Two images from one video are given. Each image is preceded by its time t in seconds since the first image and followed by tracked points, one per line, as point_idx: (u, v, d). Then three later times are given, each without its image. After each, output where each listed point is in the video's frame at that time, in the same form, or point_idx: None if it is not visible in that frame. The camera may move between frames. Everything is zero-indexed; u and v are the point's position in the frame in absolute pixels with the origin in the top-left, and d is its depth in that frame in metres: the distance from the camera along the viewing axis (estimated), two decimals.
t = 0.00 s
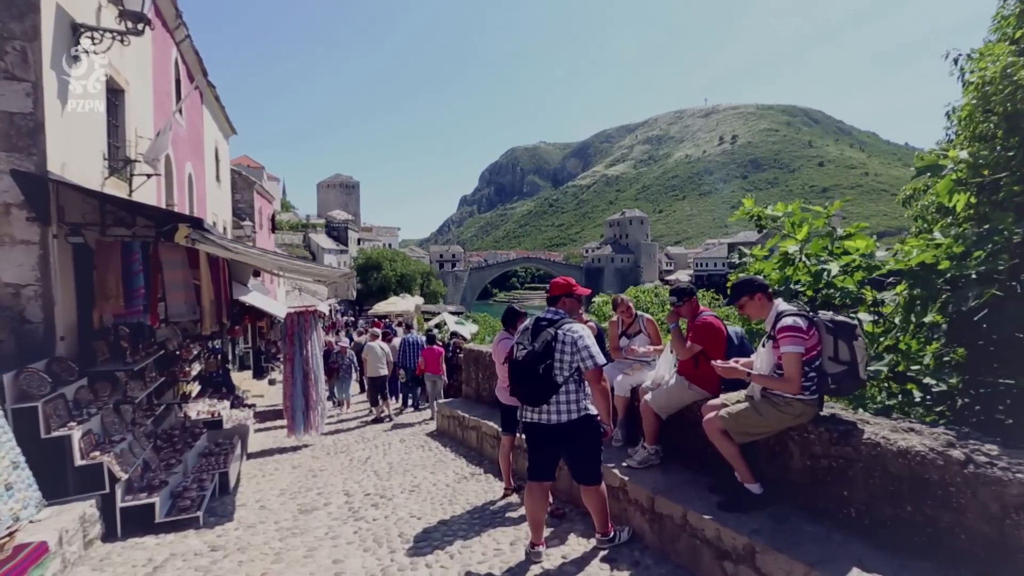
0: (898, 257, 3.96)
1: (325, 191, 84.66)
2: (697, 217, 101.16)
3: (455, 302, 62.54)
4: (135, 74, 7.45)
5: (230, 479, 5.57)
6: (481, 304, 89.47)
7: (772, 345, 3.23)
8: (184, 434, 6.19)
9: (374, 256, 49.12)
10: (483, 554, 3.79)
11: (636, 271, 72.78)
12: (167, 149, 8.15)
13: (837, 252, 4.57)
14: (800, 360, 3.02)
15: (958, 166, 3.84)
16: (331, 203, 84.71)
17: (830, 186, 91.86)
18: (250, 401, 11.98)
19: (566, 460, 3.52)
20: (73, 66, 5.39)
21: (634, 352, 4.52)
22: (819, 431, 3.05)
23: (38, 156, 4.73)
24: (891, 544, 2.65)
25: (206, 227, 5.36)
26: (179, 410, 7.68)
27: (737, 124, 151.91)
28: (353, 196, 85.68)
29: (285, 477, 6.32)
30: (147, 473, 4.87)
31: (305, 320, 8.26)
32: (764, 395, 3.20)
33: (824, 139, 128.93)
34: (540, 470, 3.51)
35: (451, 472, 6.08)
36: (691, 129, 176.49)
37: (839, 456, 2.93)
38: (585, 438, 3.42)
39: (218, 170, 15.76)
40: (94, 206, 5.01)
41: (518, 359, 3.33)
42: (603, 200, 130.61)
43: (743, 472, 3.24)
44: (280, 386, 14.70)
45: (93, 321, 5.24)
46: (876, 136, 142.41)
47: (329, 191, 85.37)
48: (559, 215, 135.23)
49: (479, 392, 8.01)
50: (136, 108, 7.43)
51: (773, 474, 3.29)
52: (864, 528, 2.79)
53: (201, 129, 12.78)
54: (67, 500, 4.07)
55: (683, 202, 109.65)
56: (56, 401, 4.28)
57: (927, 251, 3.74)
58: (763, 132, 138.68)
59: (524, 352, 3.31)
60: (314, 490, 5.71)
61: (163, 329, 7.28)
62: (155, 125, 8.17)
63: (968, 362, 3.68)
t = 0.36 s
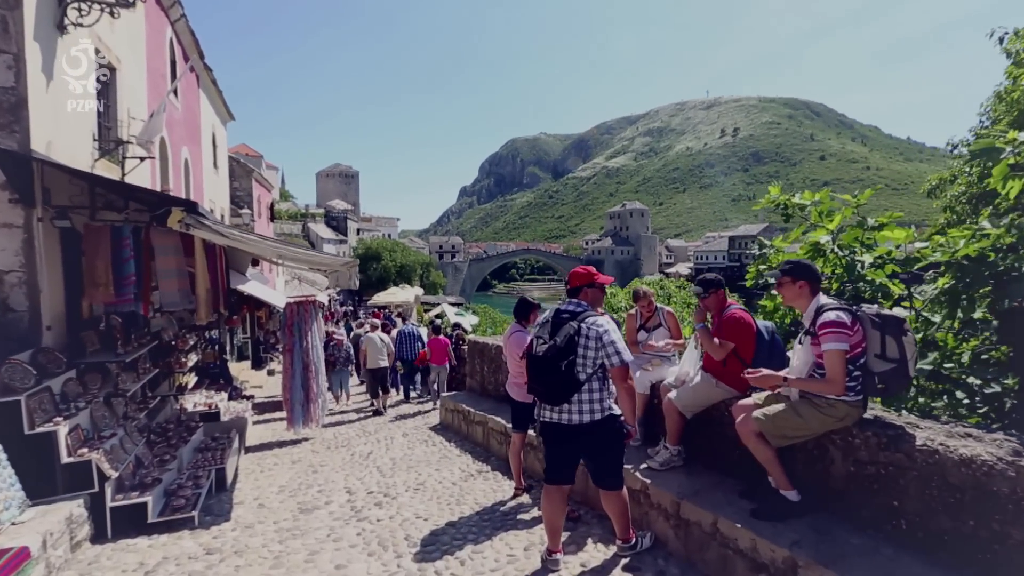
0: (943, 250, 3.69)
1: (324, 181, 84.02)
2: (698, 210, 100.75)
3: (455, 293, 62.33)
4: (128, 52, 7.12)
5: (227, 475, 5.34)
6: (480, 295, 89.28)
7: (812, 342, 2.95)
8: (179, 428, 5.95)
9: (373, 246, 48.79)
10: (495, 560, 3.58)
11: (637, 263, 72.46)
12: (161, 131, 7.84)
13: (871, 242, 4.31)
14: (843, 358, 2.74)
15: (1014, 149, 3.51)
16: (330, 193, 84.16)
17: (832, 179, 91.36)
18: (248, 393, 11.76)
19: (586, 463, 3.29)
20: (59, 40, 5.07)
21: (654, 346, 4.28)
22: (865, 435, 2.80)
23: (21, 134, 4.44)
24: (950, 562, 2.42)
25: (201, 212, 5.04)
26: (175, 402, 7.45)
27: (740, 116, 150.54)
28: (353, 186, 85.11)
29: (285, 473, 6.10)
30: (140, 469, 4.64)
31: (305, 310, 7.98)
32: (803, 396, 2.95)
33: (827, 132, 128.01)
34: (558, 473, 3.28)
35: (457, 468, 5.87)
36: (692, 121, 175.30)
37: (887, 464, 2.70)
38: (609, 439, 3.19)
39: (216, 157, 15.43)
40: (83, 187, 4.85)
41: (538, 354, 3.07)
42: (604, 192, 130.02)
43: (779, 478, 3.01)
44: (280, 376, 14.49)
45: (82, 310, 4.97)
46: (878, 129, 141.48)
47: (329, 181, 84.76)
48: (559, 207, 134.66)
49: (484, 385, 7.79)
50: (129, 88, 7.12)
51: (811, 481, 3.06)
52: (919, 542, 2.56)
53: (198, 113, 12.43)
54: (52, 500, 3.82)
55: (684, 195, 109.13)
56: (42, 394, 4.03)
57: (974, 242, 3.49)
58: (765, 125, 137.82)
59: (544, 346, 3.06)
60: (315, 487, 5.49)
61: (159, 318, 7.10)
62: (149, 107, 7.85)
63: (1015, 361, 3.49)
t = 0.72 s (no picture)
0: (987, 238, 3.51)
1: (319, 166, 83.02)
2: (696, 197, 100.27)
3: (451, 280, 62.03)
4: (111, 26, 6.75)
5: (220, 471, 5.12)
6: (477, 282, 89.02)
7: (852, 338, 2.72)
8: (170, 421, 5.72)
9: (370, 232, 48.33)
10: (504, 566, 3.38)
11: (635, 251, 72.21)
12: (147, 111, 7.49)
13: (902, 230, 4.09)
14: (888, 358, 2.51)
15: None
16: (326, 179, 83.23)
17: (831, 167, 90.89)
18: (243, 382, 11.53)
19: (601, 466, 3.07)
20: (31, 8, 4.71)
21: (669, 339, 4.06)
22: (907, 439, 2.59)
23: None
24: None
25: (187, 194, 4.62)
26: (166, 394, 7.22)
27: (739, 103, 149.46)
28: (348, 172, 84.18)
29: (280, 468, 5.89)
30: (127, 467, 4.41)
31: (301, 299, 7.72)
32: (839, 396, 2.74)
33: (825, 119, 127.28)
34: (571, 477, 3.06)
35: (459, 463, 5.67)
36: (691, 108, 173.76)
37: (932, 470, 2.49)
38: (627, 442, 2.97)
39: (208, 140, 15.01)
40: (60, 167, 4.52)
41: (551, 350, 2.86)
42: (601, 179, 129.26)
43: (811, 483, 2.80)
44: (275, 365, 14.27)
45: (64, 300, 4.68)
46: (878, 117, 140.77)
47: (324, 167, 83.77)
48: (556, 194, 133.88)
49: (485, 376, 7.59)
50: (112, 64, 6.76)
51: (843, 485, 2.86)
52: (968, 556, 2.35)
53: (188, 94, 12.00)
54: (32, 502, 3.58)
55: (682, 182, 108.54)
56: (18, 389, 3.77)
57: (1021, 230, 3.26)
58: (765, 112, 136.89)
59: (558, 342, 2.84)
60: (312, 483, 5.29)
61: (149, 307, 6.89)
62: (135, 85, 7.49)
63: None
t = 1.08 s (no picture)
0: None
1: (312, 151, 81.74)
2: (693, 183, 99.73)
3: (447, 267, 61.57)
4: None
5: (207, 471, 4.85)
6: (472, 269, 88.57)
7: (899, 336, 2.47)
8: (154, 417, 5.44)
9: (364, 219, 47.73)
10: None
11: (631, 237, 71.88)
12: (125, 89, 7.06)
13: (934, 216, 3.84)
14: (943, 360, 2.27)
15: None
16: (319, 164, 82.06)
17: (827, 153, 90.35)
18: (235, 373, 11.23)
19: (615, 472, 2.82)
20: None
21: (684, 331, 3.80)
22: (957, 446, 2.35)
23: None
24: None
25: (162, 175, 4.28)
26: (152, 387, 6.93)
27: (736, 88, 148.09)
28: (342, 157, 83.01)
29: (272, 465, 5.64)
30: (105, 470, 4.13)
31: (292, 287, 7.40)
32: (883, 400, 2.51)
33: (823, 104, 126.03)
34: (583, 483, 2.81)
35: (459, 460, 5.43)
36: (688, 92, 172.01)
37: (987, 481, 2.25)
38: (645, 446, 2.71)
39: (194, 122, 14.49)
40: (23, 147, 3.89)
41: (565, 348, 2.56)
42: (597, 164, 128.24)
43: (848, 491, 2.56)
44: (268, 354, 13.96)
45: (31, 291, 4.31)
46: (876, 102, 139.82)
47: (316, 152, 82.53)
48: (552, 180, 132.84)
49: (484, 367, 7.33)
50: (85, 37, 6.33)
51: (881, 493, 2.62)
52: None
53: (171, 73, 11.49)
54: None
55: (678, 168, 107.84)
56: None
57: None
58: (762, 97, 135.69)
59: (573, 340, 2.53)
60: (304, 482, 5.03)
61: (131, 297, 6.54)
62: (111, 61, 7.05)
63: None
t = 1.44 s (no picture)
0: None
1: (306, 142, 80.76)
2: (690, 176, 99.41)
3: (442, 259, 61.18)
4: None
5: (193, 475, 4.59)
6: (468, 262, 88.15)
7: (955, 342, 2.24)
8: (138, 417, 5.16)
9: (359, 210, 47.20)
10: None
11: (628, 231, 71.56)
12: (107, 71, 6.70)
13: (971, 209, 3.61)
14: (1010, 371, 2.04)
15: None
16: (313, 155, 81.17)
17: (825, 146, 90.09)
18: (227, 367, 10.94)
19: (635, 484, 2.57)
20: None
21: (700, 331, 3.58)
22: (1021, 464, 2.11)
23: None
24: None
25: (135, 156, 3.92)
26: (138, 384, 6.65)
27: (734, 80, 147.50)
28: (336, 148, 82.17)
29: (263, 467, 5.38)
30: (82, 476, 3.85)
31: (285, 281, 7.10)
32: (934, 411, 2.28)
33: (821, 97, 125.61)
34: (599, 498, 2.56)
35: (459, 463, 5.19)
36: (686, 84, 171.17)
37: None
38: (671, 458, 2.47)
39: (184, 109, 14.07)
40: None
41: (587, 353, 2.27)
42: (594, 157, 127.67)
43: (892, 509, 2.35)
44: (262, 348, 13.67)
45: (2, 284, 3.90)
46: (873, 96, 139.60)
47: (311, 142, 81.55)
48: (548, 172, 132.23)
49: (484, 364, 7.08)
50: (63, 14, 5.97)
51: (927, 511, 2.39)
52: None
53: (158, 56, 11.08)
54: None
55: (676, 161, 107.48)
56: None
57: None
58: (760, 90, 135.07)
59: (597, 343, 2.25)
60: (296, 486, 4.78)
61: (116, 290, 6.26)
62: (91, 41, 6.68)
63: None
